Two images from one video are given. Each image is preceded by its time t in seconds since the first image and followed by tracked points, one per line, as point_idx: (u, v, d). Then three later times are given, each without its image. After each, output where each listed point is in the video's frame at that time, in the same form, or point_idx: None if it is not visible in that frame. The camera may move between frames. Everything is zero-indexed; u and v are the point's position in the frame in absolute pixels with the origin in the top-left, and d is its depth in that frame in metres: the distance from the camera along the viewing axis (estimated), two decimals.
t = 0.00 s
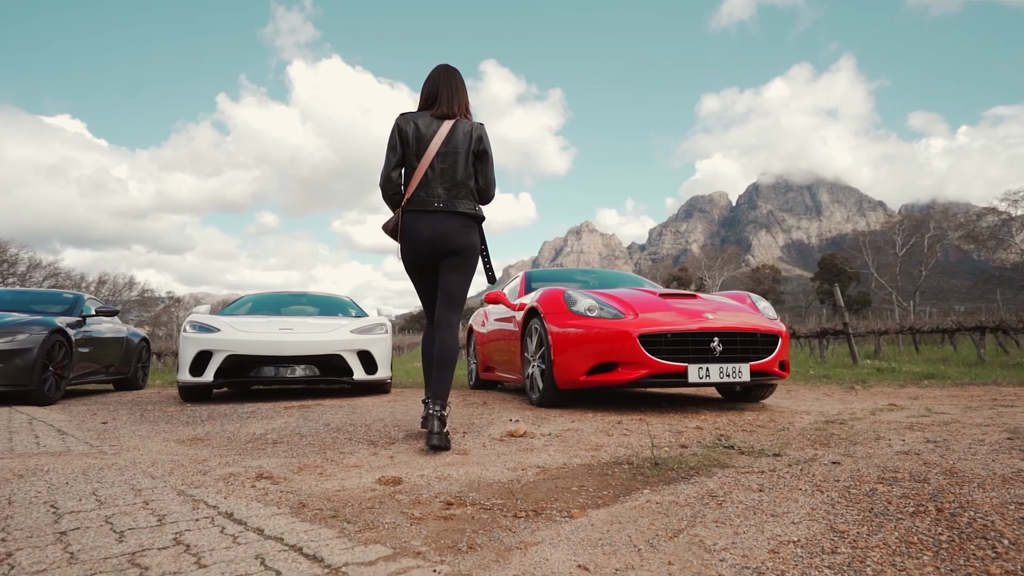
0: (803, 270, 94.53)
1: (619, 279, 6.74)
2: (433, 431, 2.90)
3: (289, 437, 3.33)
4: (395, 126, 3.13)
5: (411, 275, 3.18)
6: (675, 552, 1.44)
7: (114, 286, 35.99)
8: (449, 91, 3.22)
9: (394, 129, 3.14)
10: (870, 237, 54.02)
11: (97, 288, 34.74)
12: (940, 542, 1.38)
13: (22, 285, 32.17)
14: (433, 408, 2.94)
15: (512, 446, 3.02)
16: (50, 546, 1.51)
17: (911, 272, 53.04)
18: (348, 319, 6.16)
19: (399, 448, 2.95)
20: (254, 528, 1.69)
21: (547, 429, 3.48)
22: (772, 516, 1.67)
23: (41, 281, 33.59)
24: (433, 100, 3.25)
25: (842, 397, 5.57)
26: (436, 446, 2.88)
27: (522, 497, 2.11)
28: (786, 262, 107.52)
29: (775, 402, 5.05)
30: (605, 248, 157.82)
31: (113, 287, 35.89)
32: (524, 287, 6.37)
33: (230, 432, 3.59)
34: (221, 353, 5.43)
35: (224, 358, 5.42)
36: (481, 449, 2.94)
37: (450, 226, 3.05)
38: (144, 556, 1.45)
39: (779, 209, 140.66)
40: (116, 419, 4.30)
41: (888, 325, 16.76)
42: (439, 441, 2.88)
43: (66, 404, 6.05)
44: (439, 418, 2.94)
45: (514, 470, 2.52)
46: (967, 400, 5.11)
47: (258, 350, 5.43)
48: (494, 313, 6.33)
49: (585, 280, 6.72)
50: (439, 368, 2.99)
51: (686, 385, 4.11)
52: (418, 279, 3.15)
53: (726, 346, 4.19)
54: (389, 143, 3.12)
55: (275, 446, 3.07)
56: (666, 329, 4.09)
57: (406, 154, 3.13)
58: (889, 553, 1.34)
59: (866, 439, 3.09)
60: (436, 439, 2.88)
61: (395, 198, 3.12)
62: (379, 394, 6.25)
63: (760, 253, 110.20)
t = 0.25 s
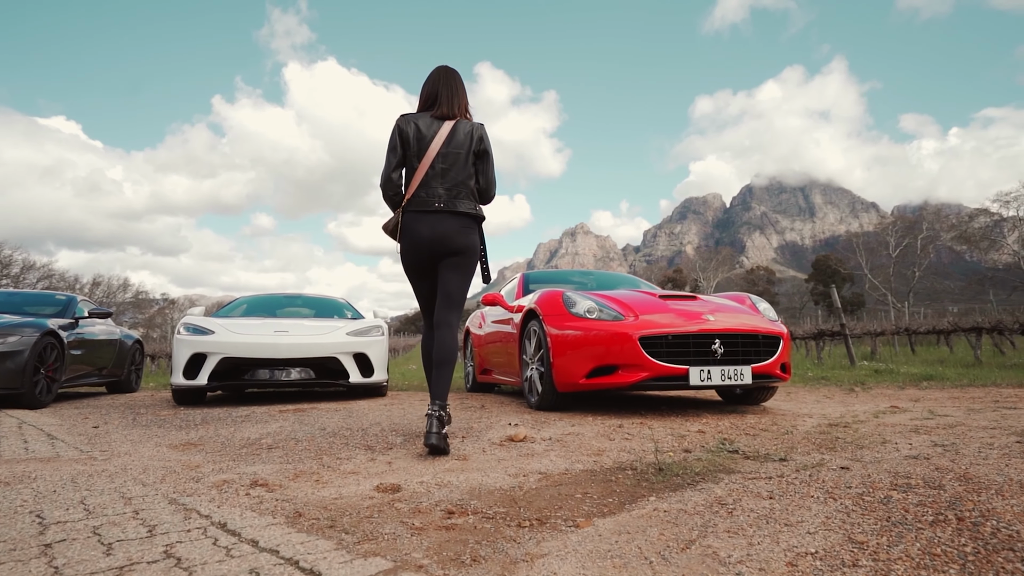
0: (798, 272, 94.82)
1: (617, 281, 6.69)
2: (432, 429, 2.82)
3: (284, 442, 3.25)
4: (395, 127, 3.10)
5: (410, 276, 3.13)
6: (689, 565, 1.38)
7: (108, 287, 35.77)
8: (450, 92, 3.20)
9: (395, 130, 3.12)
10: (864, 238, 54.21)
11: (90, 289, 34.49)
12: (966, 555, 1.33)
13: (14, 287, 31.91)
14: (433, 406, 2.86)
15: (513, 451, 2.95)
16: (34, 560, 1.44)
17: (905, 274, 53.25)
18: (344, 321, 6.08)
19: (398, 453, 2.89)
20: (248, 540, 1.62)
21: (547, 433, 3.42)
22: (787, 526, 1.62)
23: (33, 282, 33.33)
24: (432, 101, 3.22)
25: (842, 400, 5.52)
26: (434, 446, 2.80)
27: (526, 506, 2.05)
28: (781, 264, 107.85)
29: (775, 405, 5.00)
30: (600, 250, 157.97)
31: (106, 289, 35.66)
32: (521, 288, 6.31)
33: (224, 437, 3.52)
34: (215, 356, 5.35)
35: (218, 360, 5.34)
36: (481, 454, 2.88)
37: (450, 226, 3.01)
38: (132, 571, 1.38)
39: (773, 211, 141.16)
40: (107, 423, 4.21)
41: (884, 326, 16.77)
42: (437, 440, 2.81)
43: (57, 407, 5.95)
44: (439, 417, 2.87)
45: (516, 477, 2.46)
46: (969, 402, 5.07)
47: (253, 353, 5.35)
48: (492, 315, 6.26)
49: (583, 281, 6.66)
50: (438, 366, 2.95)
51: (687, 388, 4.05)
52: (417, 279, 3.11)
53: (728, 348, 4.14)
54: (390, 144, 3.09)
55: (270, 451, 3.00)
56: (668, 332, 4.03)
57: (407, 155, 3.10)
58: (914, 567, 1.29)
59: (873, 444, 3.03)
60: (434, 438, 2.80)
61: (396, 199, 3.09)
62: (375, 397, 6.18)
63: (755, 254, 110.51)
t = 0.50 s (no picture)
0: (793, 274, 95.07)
1: (616, 283, 6.63)
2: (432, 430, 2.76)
3: (280, 448, 3.19)
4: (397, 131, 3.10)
5: (411, 278, 3.12)
6: None
7: (102, 290, 35.57)
8: (449, 95, 3.19)
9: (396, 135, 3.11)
10: (860, 240, 54.37)
11: (84, 292, 34.29)
12: (993, 565, 1.28)
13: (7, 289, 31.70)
14: (435, 407, 2.80)
15: (514, 456, 2.89)
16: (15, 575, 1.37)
17: (900, 276, 53.41)
18: (341, 323, 6.02)
19: (396, 458, 2.82)
20: (243, 551, 1.56)
21: (548, 437, 3.36)
22: (802, 533, 1.56)
23: (26, 285, 33.12)
24: (433, 105, 3.22)
25: (844, 402, 5.48)
26: (434, 447, 2.74)
27: (529, 513, 1.99)
28: (777, 266, 108.10)
29: (777, 407, 4.95)
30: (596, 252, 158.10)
31: (100, 292, 35.46)
32: (520, 290, 6.25)
33: (218, 442, 3.44)
34: (209, 359, 5.27)
35: (213, 364, 5.26)
36: (482, 459, 2.82)
37: (451, 228, 3.00)
38: None
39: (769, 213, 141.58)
40: (99, 428, 4.13)
41: (881, 328, 16.76)
42: (436, 441, 2.74)
43: (49, 411, 5.86)
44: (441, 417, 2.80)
45: (518, 483, 2.40)
46: (972, 404, 5.03)
47: (248, 356, 5.28)
48: (490, 317, 6.20)
49: (582, 283, 6.61)
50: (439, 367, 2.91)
51: (689, 391, 4.00)
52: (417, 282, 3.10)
53: (730, 351, 4.09)
54: (391, 149, 3.09)
55: (265, 457, 2.93)
56: (670, 334, 3.98)
57: (408, 159, 3.10)
58: None
59: (880, 447, 2.98)
60: (434, 439, 2.74)
61: (397, 202, 3.09)
62: (372, 400, 6.11)
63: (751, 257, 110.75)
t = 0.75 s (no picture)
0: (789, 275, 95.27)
1: (616, 284, 6.58)
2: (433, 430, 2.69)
3: (277, 453, 3.12)
4: (398, 138, 3.10)
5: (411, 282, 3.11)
6: None
7: (97, 293, 35.38)
8: (449, 101, 3.19)
9: (397, 141, 3.12)
10: (855, 242, 54.50)
11: (78, 295, 34.10)
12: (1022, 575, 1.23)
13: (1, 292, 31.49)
14: (437, 409, 2.73)
15: (517, 460, 2.84)
16: None
17: (896, 277, 53.56)
18: (338, 326, 5.95)
19: (397, 463, 2.76)
20: (239, 563, 1.50)
21: (551, 441, 3.30)
22: (819, 541, 1.51)
23: (20, 288, 32.91)
24: (433, 109, 3.23)
25: (846, 404, 5.44)
26: (435, 449, 2.67)
27: (535, 520, 1.94)
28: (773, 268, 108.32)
29: (779, 410, 4.91)
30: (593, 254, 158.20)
31: (95, 295, 35.27)
32: (519, 292, 6.20)
33: (214, 447, 3.37)
34: (205, 362, 5.20)
35: (208, 367, 5.19)
36: (484, 464, 2.76)
37: (452, 233, 3.00)
38: None
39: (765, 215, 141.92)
40: (92, 433, 4.06)
41: (879, 329, 16.76)
42: (438, 443, 2.68)
43: (41, 416, 5.77)
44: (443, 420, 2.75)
45: (522, 488, 2.34)
46: (974, 406, 4.99)
47: (245, 359, 5.21)
48: (489, 319, 6.14)
49: (581, 285, 6.56)
50: (440, 368, 2.86)
51: (692, 394, 3.95)
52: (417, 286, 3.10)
53: (734, 352, 4.04)
54: (393, 155, 3.09)
55: (262, 463, 2.86)
56: (673, 336, 3.93)
57: (410, 165, 3.10)
58: None
59: (889, 450, 2.94)
60: (435, 440, 2.67)
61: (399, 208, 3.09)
62: (369, 403, 6.04)
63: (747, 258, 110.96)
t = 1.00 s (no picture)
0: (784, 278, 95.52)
1: (616, 286, 6.52)
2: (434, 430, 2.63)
3: (274, 457, 3.04)
4: (400, 145, 3.15)
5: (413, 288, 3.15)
6: None
7: (90, 295, 35.13)
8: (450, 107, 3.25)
9: (400, 149, 3.16)
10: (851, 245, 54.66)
11: (72, 296, 33.85)
12: None
13: None
14: (440, 411, 2.65)
15: (520, 466, 2.76)
16: None
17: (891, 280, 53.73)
18: (335, 328, 5.86)
19: (396, 469, 2.68)
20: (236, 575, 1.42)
21: (553, 446, 3.23)
22: (843, 554, 1.44)
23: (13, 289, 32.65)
24: (433, 115, 3.28)
25: (849, 408, 5.38)
26: (436, 451, 2.59)
27: (544, 529, 1.86)
28: (768, 270, 108.59)
29: (783, 414, 4.85)
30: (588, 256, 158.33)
31: (89, 296, 35.02)
32: (518, 294, 6.12)
33: (208, 451, 3.29)
34: (199, 364, 5.10)
35: (203, 369, 5.09)
36: (486, 469, 2.68)
37: (454, 239, 3.05)
38: None
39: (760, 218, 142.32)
40: (83, 436, 3.96)
41: (877, 331, 16.75)
42: (438, 444, 2.60)
43: (33, 418, 5.67)
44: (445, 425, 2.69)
45: (527, 495, 2.27)
46: (980, 410, 4.94)
47: (240, 361, 5.11)
48: (488, 321, 6.07)
49: (581, 287, 6.50)
50: (442, 370, 2.85)
51: (696, 397, 3.89)
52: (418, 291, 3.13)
53: (738, 355, 3.98)
54: (396, 163, 3.15)
55: (258, 467, 2.78)
56: (677, 338, 3.86)
57: (413, 172, 3.16)
58: None
59: (900, 457, 2.88)
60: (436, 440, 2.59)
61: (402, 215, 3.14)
62: (366, 406, 5.95)
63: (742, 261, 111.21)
